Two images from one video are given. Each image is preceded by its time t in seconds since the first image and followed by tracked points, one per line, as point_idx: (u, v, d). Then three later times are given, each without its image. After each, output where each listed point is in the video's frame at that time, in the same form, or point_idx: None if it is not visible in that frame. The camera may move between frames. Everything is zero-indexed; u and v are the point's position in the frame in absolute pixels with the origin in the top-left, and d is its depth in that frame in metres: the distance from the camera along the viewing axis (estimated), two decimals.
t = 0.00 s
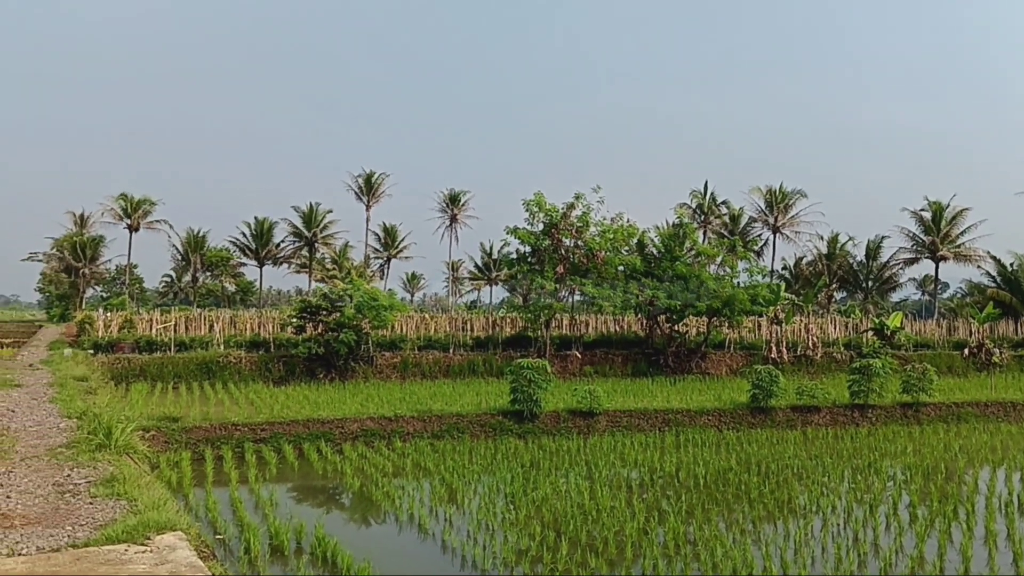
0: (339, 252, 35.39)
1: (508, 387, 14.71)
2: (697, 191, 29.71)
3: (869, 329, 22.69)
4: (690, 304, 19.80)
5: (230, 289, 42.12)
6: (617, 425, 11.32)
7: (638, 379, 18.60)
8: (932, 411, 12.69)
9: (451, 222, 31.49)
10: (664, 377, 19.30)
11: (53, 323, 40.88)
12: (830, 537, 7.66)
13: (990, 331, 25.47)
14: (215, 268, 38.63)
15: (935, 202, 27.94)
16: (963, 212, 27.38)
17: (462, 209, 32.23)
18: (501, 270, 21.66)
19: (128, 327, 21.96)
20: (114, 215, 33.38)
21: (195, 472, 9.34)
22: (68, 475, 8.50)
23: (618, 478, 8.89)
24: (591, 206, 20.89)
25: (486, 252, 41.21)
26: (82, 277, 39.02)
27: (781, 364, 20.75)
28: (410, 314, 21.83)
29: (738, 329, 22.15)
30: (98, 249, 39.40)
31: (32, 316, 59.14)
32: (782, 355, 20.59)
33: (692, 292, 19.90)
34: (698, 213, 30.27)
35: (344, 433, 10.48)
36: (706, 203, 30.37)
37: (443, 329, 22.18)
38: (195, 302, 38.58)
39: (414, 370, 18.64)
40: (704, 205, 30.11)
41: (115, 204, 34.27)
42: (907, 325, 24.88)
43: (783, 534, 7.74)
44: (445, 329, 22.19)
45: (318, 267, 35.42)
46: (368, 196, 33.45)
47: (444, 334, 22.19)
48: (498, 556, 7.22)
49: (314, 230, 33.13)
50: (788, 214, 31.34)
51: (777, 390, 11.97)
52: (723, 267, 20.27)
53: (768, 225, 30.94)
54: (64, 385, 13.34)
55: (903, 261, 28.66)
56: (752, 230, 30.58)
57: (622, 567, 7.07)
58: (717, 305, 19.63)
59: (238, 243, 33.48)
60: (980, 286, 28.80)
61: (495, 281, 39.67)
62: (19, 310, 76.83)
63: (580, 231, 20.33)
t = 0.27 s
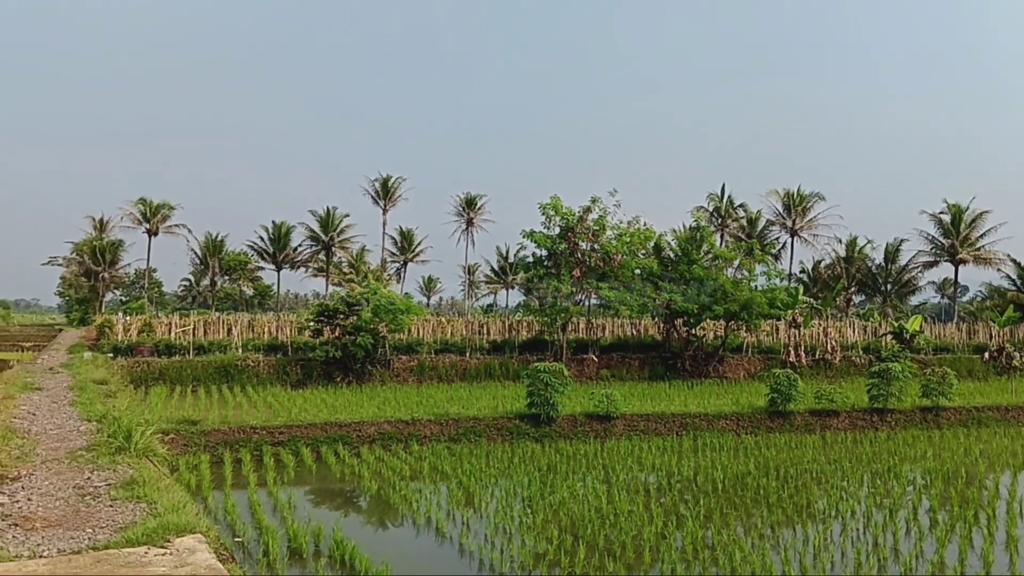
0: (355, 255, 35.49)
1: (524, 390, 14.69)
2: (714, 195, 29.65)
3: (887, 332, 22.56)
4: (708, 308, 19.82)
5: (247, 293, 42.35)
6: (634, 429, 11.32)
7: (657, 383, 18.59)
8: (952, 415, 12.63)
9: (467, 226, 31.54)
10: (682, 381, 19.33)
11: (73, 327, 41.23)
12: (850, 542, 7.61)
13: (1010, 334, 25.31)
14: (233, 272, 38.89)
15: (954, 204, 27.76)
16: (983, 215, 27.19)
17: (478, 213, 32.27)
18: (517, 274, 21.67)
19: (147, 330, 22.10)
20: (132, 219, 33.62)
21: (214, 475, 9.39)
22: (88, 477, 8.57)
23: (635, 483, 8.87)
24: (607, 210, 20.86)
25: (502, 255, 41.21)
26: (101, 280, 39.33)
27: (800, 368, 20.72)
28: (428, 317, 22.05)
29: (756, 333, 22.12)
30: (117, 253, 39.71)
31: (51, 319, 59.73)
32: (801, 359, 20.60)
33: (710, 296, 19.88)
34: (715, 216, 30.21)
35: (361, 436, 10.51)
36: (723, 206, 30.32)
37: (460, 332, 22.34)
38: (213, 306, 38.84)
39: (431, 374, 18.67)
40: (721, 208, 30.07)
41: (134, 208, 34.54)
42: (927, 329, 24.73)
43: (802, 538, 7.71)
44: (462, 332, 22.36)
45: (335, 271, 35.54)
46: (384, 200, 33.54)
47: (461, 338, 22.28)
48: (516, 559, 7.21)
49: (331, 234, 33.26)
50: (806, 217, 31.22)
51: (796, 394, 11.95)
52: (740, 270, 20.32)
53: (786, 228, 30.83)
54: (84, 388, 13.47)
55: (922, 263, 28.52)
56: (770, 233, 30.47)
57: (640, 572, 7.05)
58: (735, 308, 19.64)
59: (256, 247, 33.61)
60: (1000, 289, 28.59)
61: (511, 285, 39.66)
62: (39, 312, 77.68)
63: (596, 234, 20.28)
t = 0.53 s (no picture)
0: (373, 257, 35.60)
1: (542, 392, 14.73)
2: (732, 196, 29.59)
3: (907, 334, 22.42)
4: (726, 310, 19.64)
5: (267, 296, 42.60)
6: (652, 431, 11.32)
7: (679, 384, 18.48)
8: (972, 417, 12.57)
9: (484, 228, 31.57)
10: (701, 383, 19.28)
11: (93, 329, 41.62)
12: (870, 544, 7.57)
13: None
14: (252, 275, 39.16)
15: (974, 205, 27.56)
16: (1004, 216, 26.98)
17: (495, 215, 32.30)
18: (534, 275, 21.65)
19: (167, 332, 22.25)
20: (152, 222, 33.91)
21: (233, 476, 9.45)
22: (109, 478, 8.63)
23: (653, 485, 8.86)
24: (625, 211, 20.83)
25: (519, 257, 41.24)
26: (122, 283, 39.68)
27: (819, 370, 20.75)
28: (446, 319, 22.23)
29: (775, 335, 22.07)
30: (137, 255, 40.02)
31: (72, 322, 60.39)
32: (820, 361, 20.61)
33: (729, 298, 19.70)
34: (733, 217, 30.16)
35: (379, 438, 10.56)
36: (741, 207, 30.28)
37: (477, 334, 22.39)
38: (232, 307, 39.12)
39: (448, 375, 18.71)
40: (738, 209, 30.06)
41: (153, 211, 34.82)
42: (947, 330, 24.55)
43: (821, 541, 7.67)
44: (480, 334, 22.40)
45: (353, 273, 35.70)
46: (402, 202, 33.62)
47: (478, 339, 22.37)
48: (534, 562, 7.19)
49: (349, 236, 33.33)
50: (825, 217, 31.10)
51: (815, 397, 11.99)
52: (759, 272, 20.22)
53: (804, 229, 30.72)
54: (105, 390, 13.59)
55: (942, 265, 28.33)
56: (788, 234, 30.37)
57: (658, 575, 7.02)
58: (754, 310, 19.36)
59: (274, 249, 33.75)
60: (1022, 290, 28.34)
61: (528, 286, 39.68)
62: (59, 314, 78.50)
63: (614, 236, 20.26)
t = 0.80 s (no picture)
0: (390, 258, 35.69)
1: (561, 393, 14.68)
2: (751, 196, 29.46)
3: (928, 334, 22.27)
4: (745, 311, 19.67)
5: (285, 297, 42.78)
6: (671, 432, 11.31)
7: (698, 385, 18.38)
8: (994, 417, 12.50)
9: (502, 228, 31.59)
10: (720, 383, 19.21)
11: (114, 329, 41.98)
12: (890, 546, 7.51)
13: None
14: (271, 275, 39.36)
15: (996, 204, 27.35)
16: None
17: (512, 215, 32.29)
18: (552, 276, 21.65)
19: (187, 333, 22.38)
20: (173, 223, 34.15)
21: (253, 475, 9.51)
22: (131, 478, 8.70)
23: (672, 486, 8.84)
24: (643, 210, 20.77)
25: (536, 257, 41.23)
26: (142, 284, 39.97)
27: (839, 370, 20.77)
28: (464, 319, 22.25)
29: (795, 335, 21.96)
30: (158, 256, 40.29)
31: (93, 322, 61.01)
32: (840, 362, 20.56)
33: (747, 298, 19.69)
34: (752, 217, 30.04)
35: (398, 438, 10.59)
36: (760, 207, 30.16)
37: (495, 335, 22.38)
38: (251, 308, 39.33)
39: (467, 375, 18.73)
40: (758, 209, 29.94)
41: (173, 213, 35.05)
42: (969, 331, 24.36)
43: (842, 542, 7.62)
44: (497, 335, 22.40)
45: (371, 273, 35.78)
46: (419, 202, 33.67)
47: (496, 340, 22.35)
48: (553, 562, 7.17)
49: (367, 237, 33.38)
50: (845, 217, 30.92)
51: (835, 397, 11.92)
52: (778, 271, 20.23)
53: (824, 228, 30.57)
54: (126, 390, 13.70)
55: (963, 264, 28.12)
56: (809, 233, 30.19)
57: None
58: (773, 310, 19.45)
59: (293, 250, 33.87)
60: None
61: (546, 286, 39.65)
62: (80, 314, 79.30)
63: (632, 236, 20.24)
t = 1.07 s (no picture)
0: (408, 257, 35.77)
1: (579, 393, 14.64)
2: (770, 194, 29.36)
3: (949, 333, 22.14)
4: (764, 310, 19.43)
5: (303, 296, 42.95)
6: (689, 432, 11.29)
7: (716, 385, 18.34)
8: (1017, 417, 12.45)
9: (519, 228, 31.58)
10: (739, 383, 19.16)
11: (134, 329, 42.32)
12: (912, 546, 7.47)
13: None
14: (290, 275, 39.57)
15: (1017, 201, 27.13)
16: None
17: (529, 215, 32.30)
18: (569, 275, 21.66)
19: (207, 333, 22.51)
20: (192, 224, 34.38)
21: (273, 475, 9.57)
22: (152, 477, 8.77)
23: (691, 486, 8.84)
24: (661, 209, 20.75)
25: (553, 256, 41.20)
26: (162, 284, 40.22)
27: (860, 369, 20.66)
28: (482, 319, 22.25)
29: (814, 334, 21.91)
30: (177, 256, 40.44)
31: (115, 322, 61.53)
32: (860, 361, 20.51)
33: (767, 297, 19.52)
34: (771, 216, 29.95)
35: (416, 438, 10.63)
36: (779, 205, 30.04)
37: (512, 334, 22.40)
38: (269, 308, 39.55)
39: (484, 375, 18.76)
40: (776, 207, 29.84)
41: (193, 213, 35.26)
42: (991, 329, 24.20)
43: (862, 543, 7.59)
44: (514, 334, 22.41)
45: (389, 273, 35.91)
46: (437, 202, 33.75)
47: (514, 339, 22.37)
48: (572, 562, 7.15)
49: (384, 237, 33.43)
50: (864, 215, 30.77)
51: (856, 397, 11.87)
52: (797, 270, 20.29)
53: (844, 227, 30.43)
54: (147, 390, 13.81)
55: (984, 262, 27.92)
56: (828, 232, 30.05)
57: None
58: (793, 309, 19.26)
59: (311, 251, 33.98)
60: None
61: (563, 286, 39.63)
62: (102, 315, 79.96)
63: (649, 235, 20.25)
